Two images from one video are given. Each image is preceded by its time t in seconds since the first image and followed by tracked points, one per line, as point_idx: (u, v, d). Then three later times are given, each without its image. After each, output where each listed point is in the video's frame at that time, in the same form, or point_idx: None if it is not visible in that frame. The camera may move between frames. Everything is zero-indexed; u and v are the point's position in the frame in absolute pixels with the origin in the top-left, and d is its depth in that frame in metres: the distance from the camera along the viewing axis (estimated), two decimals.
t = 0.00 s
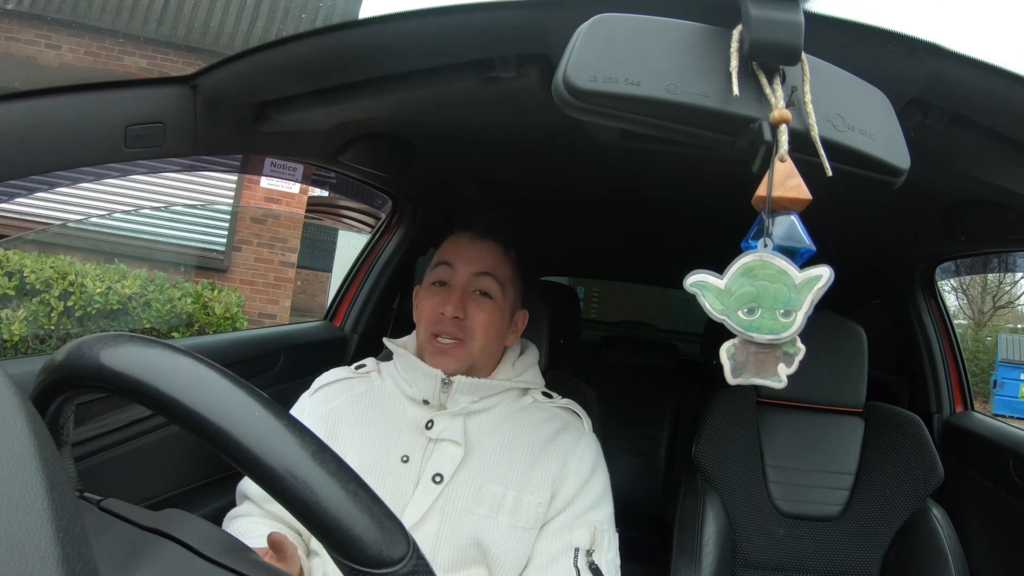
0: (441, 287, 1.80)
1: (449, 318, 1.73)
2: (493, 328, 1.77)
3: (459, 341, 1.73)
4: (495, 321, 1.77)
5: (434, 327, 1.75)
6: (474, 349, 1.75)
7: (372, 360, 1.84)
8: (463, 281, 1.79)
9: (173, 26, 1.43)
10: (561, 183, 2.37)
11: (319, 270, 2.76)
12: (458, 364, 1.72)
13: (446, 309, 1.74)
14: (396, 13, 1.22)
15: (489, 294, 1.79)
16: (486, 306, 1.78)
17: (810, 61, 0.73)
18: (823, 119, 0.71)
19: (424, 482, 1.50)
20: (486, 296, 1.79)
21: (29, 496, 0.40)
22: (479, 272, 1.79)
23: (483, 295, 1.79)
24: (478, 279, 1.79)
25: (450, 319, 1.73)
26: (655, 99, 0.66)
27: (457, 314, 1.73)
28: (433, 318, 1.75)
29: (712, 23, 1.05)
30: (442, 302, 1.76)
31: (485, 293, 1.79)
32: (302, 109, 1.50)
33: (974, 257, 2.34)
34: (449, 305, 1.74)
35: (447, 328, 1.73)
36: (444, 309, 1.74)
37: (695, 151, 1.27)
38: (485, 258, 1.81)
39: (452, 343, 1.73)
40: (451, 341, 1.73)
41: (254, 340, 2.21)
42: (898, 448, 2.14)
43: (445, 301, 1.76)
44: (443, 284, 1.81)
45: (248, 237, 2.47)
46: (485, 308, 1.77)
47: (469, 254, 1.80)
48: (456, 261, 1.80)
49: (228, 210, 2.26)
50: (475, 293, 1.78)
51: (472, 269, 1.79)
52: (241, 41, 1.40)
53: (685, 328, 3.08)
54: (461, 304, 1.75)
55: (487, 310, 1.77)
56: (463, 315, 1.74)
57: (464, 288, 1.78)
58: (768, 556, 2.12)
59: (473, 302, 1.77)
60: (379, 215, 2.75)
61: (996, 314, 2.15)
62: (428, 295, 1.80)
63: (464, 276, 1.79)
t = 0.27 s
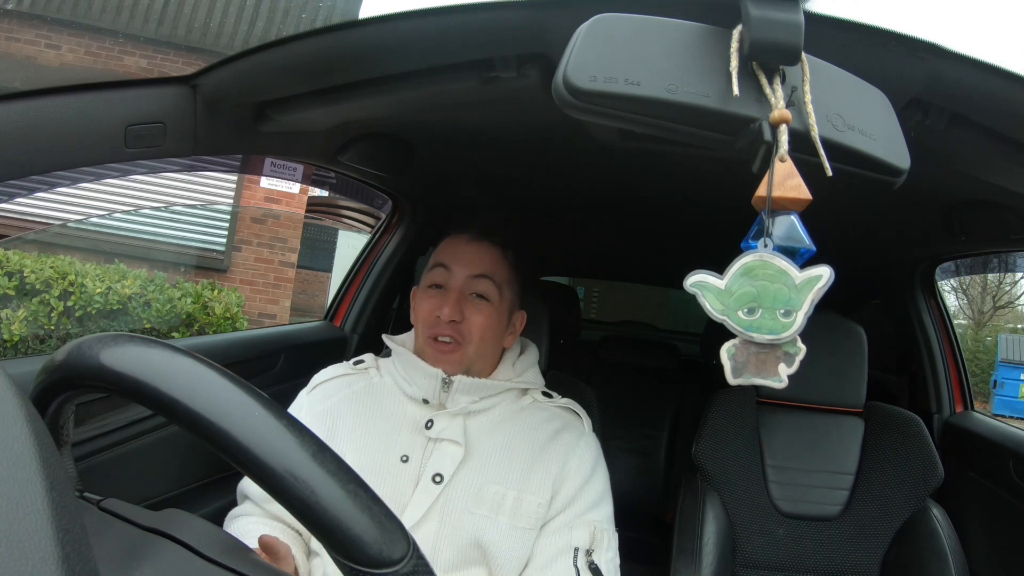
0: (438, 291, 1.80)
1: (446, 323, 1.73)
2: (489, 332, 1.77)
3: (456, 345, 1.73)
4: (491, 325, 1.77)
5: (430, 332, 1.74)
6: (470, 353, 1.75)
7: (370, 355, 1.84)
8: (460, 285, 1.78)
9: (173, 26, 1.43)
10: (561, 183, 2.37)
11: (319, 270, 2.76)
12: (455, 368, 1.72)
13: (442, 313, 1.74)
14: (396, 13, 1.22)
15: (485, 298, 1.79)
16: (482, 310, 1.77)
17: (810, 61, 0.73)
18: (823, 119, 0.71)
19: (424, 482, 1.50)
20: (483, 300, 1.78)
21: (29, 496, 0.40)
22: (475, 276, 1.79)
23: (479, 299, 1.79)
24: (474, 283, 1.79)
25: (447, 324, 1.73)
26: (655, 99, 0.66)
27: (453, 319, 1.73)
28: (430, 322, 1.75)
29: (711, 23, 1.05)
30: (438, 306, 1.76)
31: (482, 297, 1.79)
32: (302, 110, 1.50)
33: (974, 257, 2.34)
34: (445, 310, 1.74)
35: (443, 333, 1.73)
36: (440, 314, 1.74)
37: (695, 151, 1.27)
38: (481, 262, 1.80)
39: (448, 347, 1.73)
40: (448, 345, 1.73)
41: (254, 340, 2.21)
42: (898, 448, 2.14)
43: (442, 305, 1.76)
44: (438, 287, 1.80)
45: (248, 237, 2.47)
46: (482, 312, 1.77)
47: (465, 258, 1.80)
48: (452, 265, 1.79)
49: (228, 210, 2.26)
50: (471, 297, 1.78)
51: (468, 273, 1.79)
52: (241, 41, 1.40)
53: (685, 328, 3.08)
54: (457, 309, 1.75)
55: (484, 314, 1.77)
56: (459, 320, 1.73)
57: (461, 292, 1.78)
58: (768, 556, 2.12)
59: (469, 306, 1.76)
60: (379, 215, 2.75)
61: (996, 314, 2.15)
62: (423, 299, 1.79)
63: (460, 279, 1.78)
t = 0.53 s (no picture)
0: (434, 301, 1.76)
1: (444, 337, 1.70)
2: (487, 343, 1.75)
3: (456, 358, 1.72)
4: (489, 336, 1.75)
5: (428, 345, 1.72)
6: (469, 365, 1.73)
7: (370, 363, 1.84)
8: (457, 296, 1.74)
9: (173, 26, 1.43)
10: (561, 183, 2.37)
11: (319, 270, 2.76)
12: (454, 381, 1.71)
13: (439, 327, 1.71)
14: (396, 13, 1.22)
15: (483, 308, 1.76)
16: (480, 322, 1.75)
17: (809, 62, 0.73)
18: (823, 119, 0.71)
19: (424, 488, 1.50)
20: (480, 310, 1.75)
21: (29, 496, 0.40)
22: (473, 287, 1.75)
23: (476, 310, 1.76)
24: (471, 294, 1.75)
25: (445, 339, 1.70)
26: (655, 99, 0.66)
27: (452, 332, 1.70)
28: (427, 335, 1.72)
29: (711, 23, 1.05)
30: (435, 320, 1.73)
31: (479, 307, 1.75)
32: (302, 110, 1.50)
33: (974, 257, 2.34)
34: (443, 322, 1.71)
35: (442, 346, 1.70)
36: (437, 328, 1.71)
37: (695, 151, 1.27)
38: (477, 270, 1.76)
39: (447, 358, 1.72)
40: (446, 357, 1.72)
41: (254, 340, 2.21)
42: (898, 449, 2.14)
43: (438, 318, 1.73)
44: (434, 298, 1.77)
45: (248, 237, 2.47)
46: (480, 324, 1.74)
47: (460, 268, 1.76)
48: (447, 275, 1.75)
49: (228, 210, 2.25)
50: (469, 308, 1.75)
51: (464, 283, 1.75)
52: (241, 41, 1.40)
53: (685, 328, 3.08)
54: (455, 321, 1.72)
55: (482, 325, 1.74)
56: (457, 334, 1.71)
57: (458, 303, 1.75)
58: (768, 556, 2.12)
59: (467, 318, 1.74)
60: (379, 215, 2.75)
61: (996, 314, 2.16)
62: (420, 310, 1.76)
63: (456, 291, 1.75)
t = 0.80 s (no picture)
0: (435, 304, 1.75)
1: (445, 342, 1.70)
2: (488, 347, 1.75)
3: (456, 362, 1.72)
4: (490, 341, 1.75)
5: (429, 349, 1.72)
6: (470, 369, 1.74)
7: (364, 360, 1.84)
8: (458, 300, 1.74)
9: (173, 26, 1.44)
10: (561, 183, 2.37)
11: (319, 270, 2.76)
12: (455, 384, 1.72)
13: (441, 332, 1.71)
14: (396, 13, 1.22)
15: (485, 311, 1.76)
16: (481, 326, 1.75)
17: (809, 61, 0.73)
18: (823, 119, 0.71)
19: (423, 494, 1.50)
20: (482, 314, 1.75)
21: (29, 496, 0.40)
22: (474, 291, 1.74)
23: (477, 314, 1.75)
24: (473, 298, 1.75)
25: (447, 344, 1.70)
26: (655, 99, 0.66)
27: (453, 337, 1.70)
28: (428, 338, 1.72)
29: (711, 23, 1.05)
30: (437, 324, 1.72)
31: (481, 311, 1.75)
32: (302, 110, 1.50)
33: (974, 257, 2.34)
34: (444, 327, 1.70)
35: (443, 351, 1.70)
36: (439, 333, 1.71)
37: (696, 151, 1.27)
38: (480, 274, 1.75)
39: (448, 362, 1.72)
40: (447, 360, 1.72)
41: (254, 340, 2.21)
42: (898, 449, 2.14)
43: (440, 323, 1.72)
44: (436, 301, 1.76)
45: (248, 237, 2.47)
46: (482, 328, 1.74)
47: (462, 272, 1.74)
48: (449, 278, 1.74)
49: (228, 210, 2.25)
50: (470, 312, 1.74)
51: (466, 287, 1.74)
52: (241, 41, 1.41)
53: (685, 328, 3.08)
54: (457, 326, 1.71)
55: (483, 330, 1.74)
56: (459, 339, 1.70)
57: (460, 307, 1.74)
58: (768, 556, 2.12)
59: (468, 323, 1.73)
60: (379, 215, 2.75)
61: (996, 314, 2.15)
62: (421, 313, 1.75)
63: (459, 294, 1.74)
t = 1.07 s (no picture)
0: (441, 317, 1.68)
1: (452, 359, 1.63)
2: (495, 363, 1.70)
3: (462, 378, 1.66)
4: (497, 357, 1.70)
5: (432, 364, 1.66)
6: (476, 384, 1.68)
7: (367, 363, 1.84)
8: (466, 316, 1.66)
9: (173, 26, 1.44)
10: (561, 184, 2.37)
11: (319, 270, 2.76)
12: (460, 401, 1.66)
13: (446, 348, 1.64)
14: (396, 13, 1.22)
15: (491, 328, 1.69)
16: (489, 342, 1.68)
17: (809, 61, 0.73)
18: (823, 119, 0.71)
19: (424, 494, 1.50)
20: (489, 331, 1.69)
21: (29, 496, 0.40)
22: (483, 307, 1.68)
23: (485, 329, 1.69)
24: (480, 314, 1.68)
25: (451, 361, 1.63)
26: (655, 99, 0.66)
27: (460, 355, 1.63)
28: (433, 354, 1.65)
29: (710, 23, 1.05)
30: (441, 339, 1.65)
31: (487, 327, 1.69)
32: (302, 109, 1.51)
33: (974, 257, 2.34)
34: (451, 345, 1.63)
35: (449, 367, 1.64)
36: (444, 349, 1.64)
37: (696, 151, 1.27)
38: (488, 290, 1.68)
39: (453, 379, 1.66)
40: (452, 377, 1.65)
41: (254, 340, 2.22)
42: (898, 449, 2.14)
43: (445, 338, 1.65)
44: (441, 315, 1.69)
45: (248, 237, 2.47)
46: (489, 344, 1.68)
47: (470, 287, 1.67)
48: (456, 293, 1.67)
49: (228, 210, 2.25)
50: (478, 328, 1.68)
51: (474, 303, 1.67)
52: (241, 41, 1.41)
53: (685, 328, 3.08)
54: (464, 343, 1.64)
55: (489, 347, 1.68)
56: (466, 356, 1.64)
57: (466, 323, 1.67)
58: (768, 556, 2.12)
59: (476, 339, 1.67)
60: (379, 215, 2.75)
61: (996, 314, 2.15)
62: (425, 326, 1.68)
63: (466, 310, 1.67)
